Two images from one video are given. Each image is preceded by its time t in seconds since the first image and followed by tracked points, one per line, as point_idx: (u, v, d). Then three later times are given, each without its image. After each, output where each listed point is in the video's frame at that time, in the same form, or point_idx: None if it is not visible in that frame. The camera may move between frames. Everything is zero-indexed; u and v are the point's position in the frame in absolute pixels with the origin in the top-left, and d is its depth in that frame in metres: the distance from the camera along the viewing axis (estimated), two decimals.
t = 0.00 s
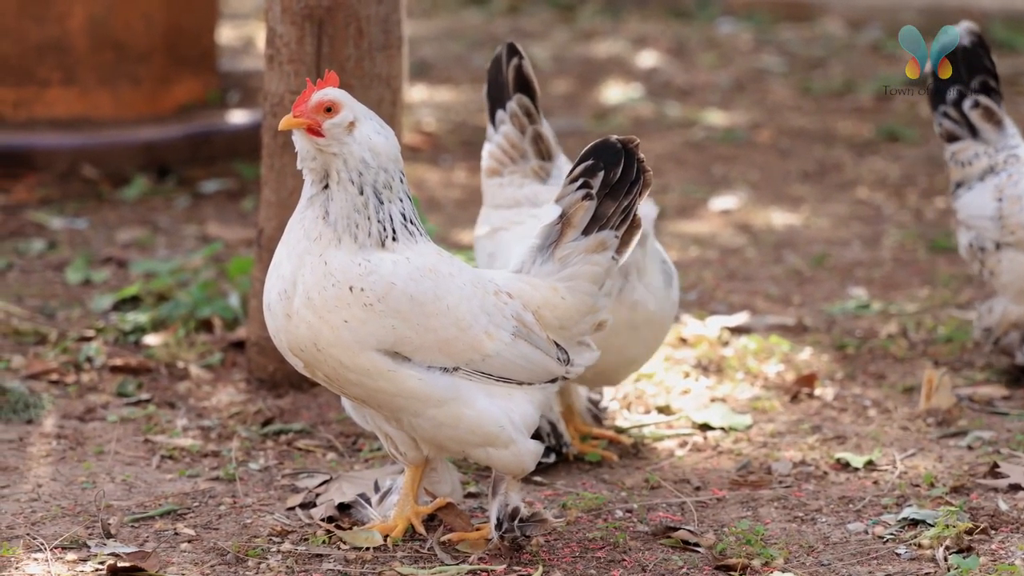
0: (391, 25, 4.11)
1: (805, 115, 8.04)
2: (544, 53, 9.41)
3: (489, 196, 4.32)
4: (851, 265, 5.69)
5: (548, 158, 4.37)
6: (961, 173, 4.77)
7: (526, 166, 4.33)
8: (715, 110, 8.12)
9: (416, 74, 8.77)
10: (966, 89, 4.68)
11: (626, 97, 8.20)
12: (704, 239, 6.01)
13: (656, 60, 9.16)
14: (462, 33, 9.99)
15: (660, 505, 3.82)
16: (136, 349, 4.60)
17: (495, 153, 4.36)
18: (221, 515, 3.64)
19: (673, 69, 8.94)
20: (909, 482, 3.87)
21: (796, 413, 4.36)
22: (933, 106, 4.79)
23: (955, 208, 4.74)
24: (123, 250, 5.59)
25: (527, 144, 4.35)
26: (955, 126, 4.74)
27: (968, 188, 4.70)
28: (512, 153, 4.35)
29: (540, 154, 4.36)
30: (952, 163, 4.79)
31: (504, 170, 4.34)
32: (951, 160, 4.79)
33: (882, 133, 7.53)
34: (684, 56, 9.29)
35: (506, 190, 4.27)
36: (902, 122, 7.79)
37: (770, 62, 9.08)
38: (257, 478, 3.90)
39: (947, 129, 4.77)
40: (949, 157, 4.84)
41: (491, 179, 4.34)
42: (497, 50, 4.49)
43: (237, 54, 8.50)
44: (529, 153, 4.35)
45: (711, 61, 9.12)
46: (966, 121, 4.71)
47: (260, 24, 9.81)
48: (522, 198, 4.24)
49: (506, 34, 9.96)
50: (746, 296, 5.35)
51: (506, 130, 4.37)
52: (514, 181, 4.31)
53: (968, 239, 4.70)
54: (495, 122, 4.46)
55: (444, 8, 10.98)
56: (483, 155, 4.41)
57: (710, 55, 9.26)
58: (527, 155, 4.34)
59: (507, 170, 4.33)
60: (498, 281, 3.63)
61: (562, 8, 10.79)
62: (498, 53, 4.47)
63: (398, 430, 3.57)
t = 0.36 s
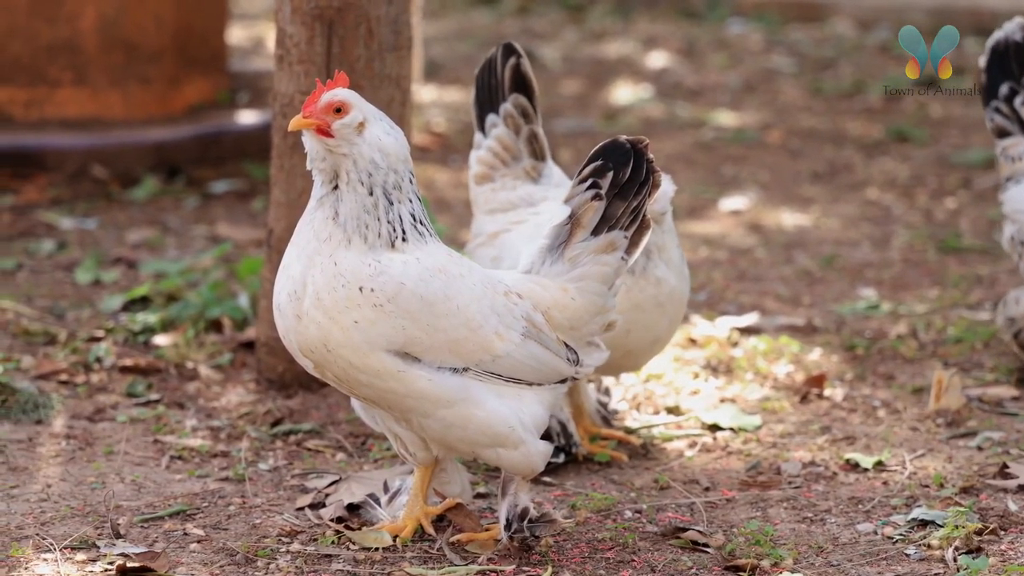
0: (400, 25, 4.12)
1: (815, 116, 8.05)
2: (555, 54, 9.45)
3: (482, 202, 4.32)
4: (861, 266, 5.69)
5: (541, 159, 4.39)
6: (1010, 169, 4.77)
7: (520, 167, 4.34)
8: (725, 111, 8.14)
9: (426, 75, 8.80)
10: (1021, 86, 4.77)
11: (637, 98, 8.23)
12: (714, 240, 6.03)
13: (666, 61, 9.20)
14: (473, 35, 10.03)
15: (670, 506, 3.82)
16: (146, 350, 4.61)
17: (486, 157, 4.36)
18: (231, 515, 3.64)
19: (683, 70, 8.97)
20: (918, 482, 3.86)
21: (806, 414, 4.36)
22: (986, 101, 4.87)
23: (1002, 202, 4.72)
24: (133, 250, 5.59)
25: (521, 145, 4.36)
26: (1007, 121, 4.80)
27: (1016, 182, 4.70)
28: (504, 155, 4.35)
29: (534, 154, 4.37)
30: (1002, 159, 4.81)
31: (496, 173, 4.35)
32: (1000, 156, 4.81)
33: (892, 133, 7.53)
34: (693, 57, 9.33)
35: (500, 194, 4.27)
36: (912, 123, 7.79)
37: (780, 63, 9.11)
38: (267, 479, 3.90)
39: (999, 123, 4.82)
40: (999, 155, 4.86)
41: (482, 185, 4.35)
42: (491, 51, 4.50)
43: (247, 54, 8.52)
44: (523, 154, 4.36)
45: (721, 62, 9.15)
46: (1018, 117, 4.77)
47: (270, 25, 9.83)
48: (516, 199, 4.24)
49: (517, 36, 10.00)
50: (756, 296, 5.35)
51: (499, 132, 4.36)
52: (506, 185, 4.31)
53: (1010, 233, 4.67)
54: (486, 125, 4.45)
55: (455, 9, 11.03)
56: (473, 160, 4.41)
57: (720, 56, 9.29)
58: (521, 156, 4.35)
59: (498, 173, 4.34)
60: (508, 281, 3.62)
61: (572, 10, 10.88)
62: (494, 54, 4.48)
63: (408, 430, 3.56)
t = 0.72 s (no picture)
0: (409, 27, 4.13)
1: (823, 117, 8.05)
2: (563, 56, 9.47)
3: (497, 201, 4.34)
4: (869, 268, 5.69)
5: (556, 159, 4.39)
6: None
7: (535, 168, 4.35)
8: (733, 113, 8.15)
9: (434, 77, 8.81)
10: None
11: (645, 99, 8.24)
12: (722, 242, 6.03)
13: (674, 62, 9.21)
14: (482, 36, 10.05)
15: (678, 508, 3.81)
16: (154, 351, 4.61)
17: (501, 156, 4.37)
18: (239, 517, 3.64)
19: (692, 72, 8.98)
20: (926, 484, 3.86)
21: (814, 415, 4.36)
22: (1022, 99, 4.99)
23: None
24: (142, 251, 5.60)
25: (535, 145, 4.37)
26: None
27: None
28: (519, 155, 4.37)
29: (549, 154, 4.38)
30: None
31: (512, 173, 4.37)
32: None
33: (900, 135, 7.53)
34: (701, 59, 9.34)
35: (516, 194, 4.30)
36: (920, 125, 7.79)
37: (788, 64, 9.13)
38: (275, 480, 3.90)
39: None
40: None
41: (498, 184, 4.37)
42: (500, 50, 4.48)
43: (254, 56, 8.54)
44: (538, 154, 4.37)
45: (730, 63, 9.17)
46: None
47: (279, 26, 9.84)
48: (533, 201, 4.27)
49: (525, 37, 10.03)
50: (764, 298, 5.36)
51: (512, 132, 4.37)
52: (523, 185, 4.34)
53: None
54: (498, 126, 4.44)
55: (464, 10, 11.06)
56: (488, 160, 4.42)
57: (729, 57, 9.31)
58: (536, 157, 4.37)
59: (515, 173, 4.36)
60: (516, 283, 3.61)
61: (580, 12, 10.87)
62: (502, 53, 4.46)
63: (416, 432, 3.55)
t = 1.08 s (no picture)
0: (415, 29, 4.14)
1: (830, 120, 8.05)
2: (570, 59, 9.48)
3: (519, 199, 4.33)
4: (876, 271, 5.69)
5: (578, 162, 4.40)
6: None
7: (558, 170, 4.36)
8: (740, 116, 8.15)
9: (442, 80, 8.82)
10: None
11: (652, 102, 8.24)
12: (729, 245, 6.03)
13: (681, 65, 9.22)
14: (489, 40, 10.07)
15: (684, 511, 3.81)
16: (161, 353, 4.62)
17: (523, 155, 4.36)
18: (246, 519, 3.64)
19: (699, 75, 8.99)
20: (933, 487, 3.86)
21: (820, 418, 4.36)
22: None
23: None
24: (148, 253, 5.61)
25: (557, 148, 4.37)
26: None
27: None
28: (541, 156, 4.36)
29: (570, 158, 4.38)
30: None
31: (534, 174, 4.36)
32: None
33: (907, 138, 7.53)
34: (709, 62, 9.35)
35: (538, 195, 4.29)
36: (927, 128, 7.79)
37: (795, 67, 9.14)
38: (282, 482, 3.90)
39: None
40: None
41: (520, 183, 4.35)
42: (521, 50, 4.46)
43: (261, 58, 8.55)
44: (560, 156, 4.38)
45: (737, 66, 9.17)
46: None
47: (286, 28, 9.84)
48: (554, 203, 4.26)
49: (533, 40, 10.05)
50: (771, 301, 5.36)
51: (534, 133, 4.36)
52: (545, 186, 4.33)
53: None
54: (520, 126, 4.43)
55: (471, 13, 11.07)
56: (510, 158, 4.41)
57: (736, 60, 9.32)
58: (558, 159, 4.37)
59: (538, 173, 4.35)
60: (523, 285, 3.61)
61: (587, 15, 10.88)
62: (524, 54, 4.43)
63: (423, 435, 3.55)
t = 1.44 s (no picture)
0: (423, 32, 4.13)
1: (839, 123, 8.05)
2: (578, 62, 9.50)
3: (536, 199, 4.36)
4: (884, 274, 5.69)
5: (597, 166, 4.36)
6: None
7: (575, 173, 4.35)
8: (749, 118, 8.15)
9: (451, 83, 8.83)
10: None
11: (660, 105, 8.25)
12: (737, 247, 6.03)
13: (689, 68, 9.22)
14: (497, 43, 10.09)
15: (692, 514, 3.81)
16: (169, 356, 4.63)
17: (541, 157, 4.37)
18: (254, 522, 3.64)
19: (707, 77, 8.99)
20: (941, 491, 3.86)
21: (828, 422, 4.36)
22: None
23: None
24: (157, 256, 5.61)
25: (573, 152, 4.36)
26: None
27: None
28: (558, 159, 4.36)
29: (588, 162, 4.36)
30: None
31: (552, 176, 4.37)
32: None
33: (916, 141, 7.53)
34: (717, 64, 9.35)
35: (553, 197, 4.31)
36: (936, 131, 7.79)
37: (803, 70, 9.14)
38: (289, 485, 3.90)
39: None
40: None
41: (538, 183, 4.38)
42: (539, 54, 4.47)
43: (270, 61, 8.57)
44: (578, 160, 4.36)
45: (746, 69, 9.18)
46: None
47: (294, 31, 9.86)
48: (568, 206, 4.27)
49: (541, 44, 10.07)
50: (779, 304, 5.36)
51: (551, 137, 4.36)
52: (562, 188, 4.35)
53: None
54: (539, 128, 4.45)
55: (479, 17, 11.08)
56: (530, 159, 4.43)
57: (744, 63, 9.33)
58: (574, 163, 4.35)
59: (555, 176, 4.36)
60: (530, 288, 3.60)
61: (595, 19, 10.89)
62: (540, 59, 4.45)
63: (430, 439, 3.54)
